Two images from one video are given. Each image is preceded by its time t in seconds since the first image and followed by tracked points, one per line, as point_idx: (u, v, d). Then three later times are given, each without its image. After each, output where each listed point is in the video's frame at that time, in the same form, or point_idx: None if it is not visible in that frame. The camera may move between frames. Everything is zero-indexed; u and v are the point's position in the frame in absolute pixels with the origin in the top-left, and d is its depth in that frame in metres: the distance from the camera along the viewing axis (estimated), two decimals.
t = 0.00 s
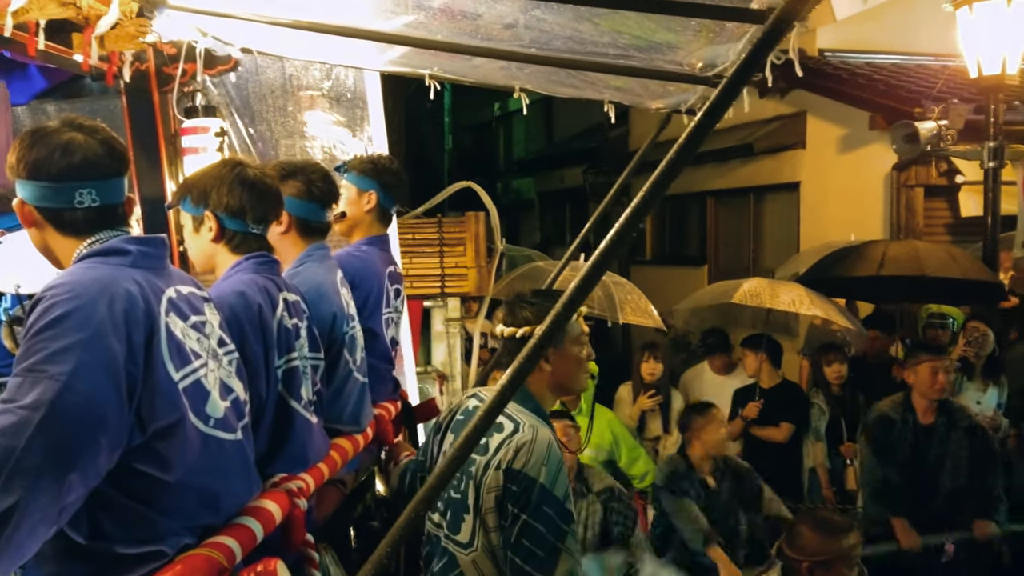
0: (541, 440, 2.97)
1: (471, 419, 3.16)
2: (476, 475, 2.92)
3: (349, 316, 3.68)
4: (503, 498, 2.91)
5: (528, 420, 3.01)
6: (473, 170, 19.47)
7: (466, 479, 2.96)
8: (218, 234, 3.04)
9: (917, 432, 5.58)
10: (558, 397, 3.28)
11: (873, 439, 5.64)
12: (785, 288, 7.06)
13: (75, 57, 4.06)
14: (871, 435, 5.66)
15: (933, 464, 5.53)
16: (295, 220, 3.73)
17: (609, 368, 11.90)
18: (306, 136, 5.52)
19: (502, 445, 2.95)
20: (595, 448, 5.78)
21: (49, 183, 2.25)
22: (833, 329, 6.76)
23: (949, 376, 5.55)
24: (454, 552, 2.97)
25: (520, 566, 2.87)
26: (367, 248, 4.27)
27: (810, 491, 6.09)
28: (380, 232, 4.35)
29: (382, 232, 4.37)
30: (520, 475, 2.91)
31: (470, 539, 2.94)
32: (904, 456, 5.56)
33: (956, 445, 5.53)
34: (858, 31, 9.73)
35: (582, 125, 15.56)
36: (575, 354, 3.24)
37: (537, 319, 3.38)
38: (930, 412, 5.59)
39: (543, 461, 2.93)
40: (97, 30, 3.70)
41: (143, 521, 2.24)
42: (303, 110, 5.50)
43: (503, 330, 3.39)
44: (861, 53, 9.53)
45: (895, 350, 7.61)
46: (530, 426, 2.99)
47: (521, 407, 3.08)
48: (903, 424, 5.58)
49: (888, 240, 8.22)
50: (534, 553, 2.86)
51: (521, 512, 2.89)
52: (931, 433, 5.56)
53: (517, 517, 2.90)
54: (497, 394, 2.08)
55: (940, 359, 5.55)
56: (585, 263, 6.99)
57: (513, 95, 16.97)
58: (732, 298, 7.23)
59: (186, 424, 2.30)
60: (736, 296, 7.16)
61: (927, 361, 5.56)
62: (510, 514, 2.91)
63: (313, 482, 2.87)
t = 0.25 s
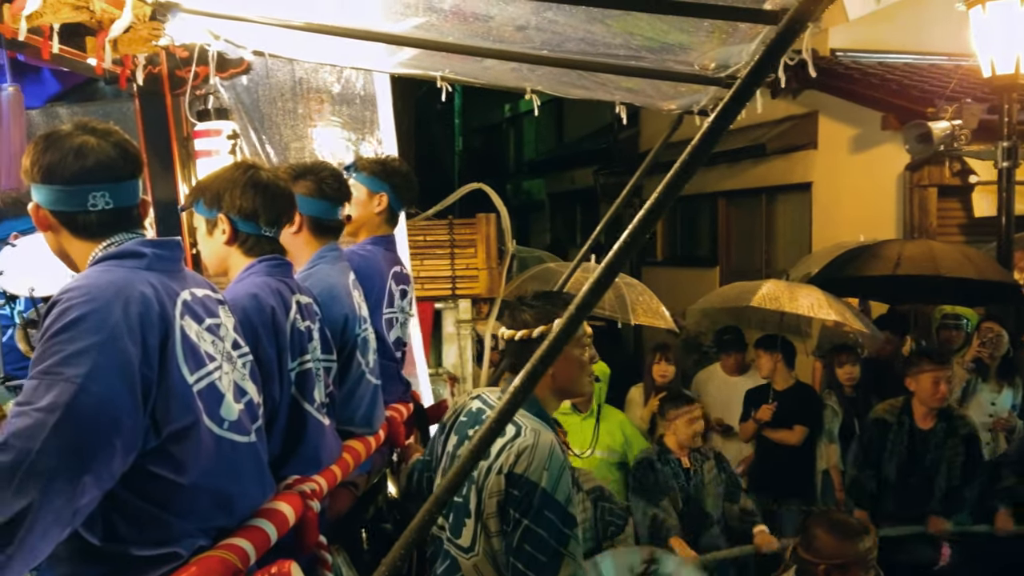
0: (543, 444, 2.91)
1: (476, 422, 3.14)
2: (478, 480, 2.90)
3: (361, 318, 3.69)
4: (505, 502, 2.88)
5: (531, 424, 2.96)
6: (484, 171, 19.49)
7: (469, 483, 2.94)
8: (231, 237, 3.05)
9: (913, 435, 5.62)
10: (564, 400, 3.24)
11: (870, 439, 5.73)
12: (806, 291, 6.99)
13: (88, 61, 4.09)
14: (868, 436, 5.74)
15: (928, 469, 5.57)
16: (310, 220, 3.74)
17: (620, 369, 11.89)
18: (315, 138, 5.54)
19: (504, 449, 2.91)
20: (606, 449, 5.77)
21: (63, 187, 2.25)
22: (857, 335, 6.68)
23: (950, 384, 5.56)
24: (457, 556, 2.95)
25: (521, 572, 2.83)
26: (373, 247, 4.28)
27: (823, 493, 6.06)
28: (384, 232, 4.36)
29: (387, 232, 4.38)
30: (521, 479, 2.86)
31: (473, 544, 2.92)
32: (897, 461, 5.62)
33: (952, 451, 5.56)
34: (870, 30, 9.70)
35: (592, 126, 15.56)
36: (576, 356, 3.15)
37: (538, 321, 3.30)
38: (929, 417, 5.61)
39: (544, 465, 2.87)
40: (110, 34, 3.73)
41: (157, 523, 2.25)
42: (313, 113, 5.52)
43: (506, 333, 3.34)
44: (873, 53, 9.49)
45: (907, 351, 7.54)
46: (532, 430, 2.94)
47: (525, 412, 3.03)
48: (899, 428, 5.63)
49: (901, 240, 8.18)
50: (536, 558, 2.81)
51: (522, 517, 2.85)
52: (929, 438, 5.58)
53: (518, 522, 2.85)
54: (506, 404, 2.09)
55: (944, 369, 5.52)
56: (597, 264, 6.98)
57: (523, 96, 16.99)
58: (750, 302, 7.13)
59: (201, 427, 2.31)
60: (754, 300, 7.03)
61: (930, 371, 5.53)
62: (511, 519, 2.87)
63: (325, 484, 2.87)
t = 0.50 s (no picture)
0: (548, 445, 2.91)
1: (483, 422, 3.13)
2: (483, 481, 2.89)
3: (372, 318, 3.70)
4: (508, 504, 2.88)
5: (536, 426, 2.96)
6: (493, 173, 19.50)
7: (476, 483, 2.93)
8: (244, 237, 3.06)
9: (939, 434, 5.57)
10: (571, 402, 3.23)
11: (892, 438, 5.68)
12: (819, 294, 7.07)
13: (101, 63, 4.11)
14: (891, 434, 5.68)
15: (953, 468, 5.49)
16: (324, 221, 3.75)
17: (629, 370, 11.87)
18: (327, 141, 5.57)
19: (509, 451, 2.90)
20: (617, 450, 5.76)
21: (77, 187, 2.27)
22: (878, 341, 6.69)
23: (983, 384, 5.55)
24: (461, 555, 2.96)
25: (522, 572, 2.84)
26: (373, 246, 4.29)
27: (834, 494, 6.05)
28: (388, 230, 4.37)
29: (389, 230, 4.39)
30: (524, 481, 2.86)
31: (477, 544, 2.93)
32: (923, 461, 5.54)
33: (978, 451, 5.51)
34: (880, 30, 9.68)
35: (601, 127, 15.54)
36: (582, 357, 3.12)
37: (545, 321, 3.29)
38: (956, 418, 5.56)
39: (548, 467, 2.87)
40: (123, 36, 3.74)
41: (169, 521, 2.26)
42: (325, 115, 5.55)
43: (512, 333, 3.32)
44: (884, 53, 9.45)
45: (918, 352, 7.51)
46: (537, 432, 2.93)
47: (532, 413, 3.03)
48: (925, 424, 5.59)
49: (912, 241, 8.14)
50: (538, 560, 2.82)
51: (524, 519, 2.85)
52: (954, 438, 5.53)
53: (520, 524, 2.85)
54: (516, 404, 2.10)
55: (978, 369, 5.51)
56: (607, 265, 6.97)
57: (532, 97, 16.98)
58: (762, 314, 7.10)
59: (213, 427, 2.31)
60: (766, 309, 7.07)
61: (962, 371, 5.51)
62: (514, 521, 2.87)
63: (336, 484, 2.88)
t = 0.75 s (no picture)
0: (558, 444, 2.91)
1: (494, 421, 3.14)
2: (493, 479, 2.90)
3: (383, 317, 3.72)
4: (518, 501, 2.88)
5: (546, 424, 2.96)
6: (501, 172, 19.51)
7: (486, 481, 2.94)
8: (256, 236, 3.08)
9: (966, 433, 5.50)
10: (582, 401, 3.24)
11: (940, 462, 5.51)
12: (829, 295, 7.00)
13: (115, 63, 4.13)
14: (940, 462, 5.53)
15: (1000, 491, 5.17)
16: (336, 219, 3.77)
17: (638, 369, 11.86)
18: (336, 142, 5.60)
19: (519, 449, 2.91)
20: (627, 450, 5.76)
21: (112, 181, 2.30)
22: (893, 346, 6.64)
23: None
24: (470, 553, 2.96)
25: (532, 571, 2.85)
26: (375, 244, 4.28)
27: (845, 493, 6.03)
28: (388, 227, 4.36)
29: (391, 226, 4.37)
30: (534, 479, 2.86)
31: (487, 541, 2.93)
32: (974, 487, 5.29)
33: None
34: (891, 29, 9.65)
35: (610, 126, 15.54)
36: (593, 356, 3.13)
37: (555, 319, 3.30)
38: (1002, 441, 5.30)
39: (558, 465, 2.88)
40: (137, 36, 3.76)
41: (185, 518, 2.28)
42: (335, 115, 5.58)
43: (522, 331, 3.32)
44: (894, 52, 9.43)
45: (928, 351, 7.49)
46: (547, 430, 2.94)
47: (542, 412, 3.03)
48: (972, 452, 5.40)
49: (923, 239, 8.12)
50: (547, 558, 2.83)
51: (534, 517, 2.85)
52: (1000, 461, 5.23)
53: (530, 522, 2.86)
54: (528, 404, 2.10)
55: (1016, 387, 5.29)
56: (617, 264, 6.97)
57: (541, 97, 16.99)
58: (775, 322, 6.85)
59: (228, 425, 2.33)
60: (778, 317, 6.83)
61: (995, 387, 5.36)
62: (523, 518, 2.87)
63: (349, 481, 2.90)
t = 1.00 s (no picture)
0: (568, 445, 2.92)
1: (505, 422, 3.14)
2: (504, 480, 2.90)
3: (393, 317, 3.73)
4: (529, 503, 2.89)
5: (557, 426, 2.97)
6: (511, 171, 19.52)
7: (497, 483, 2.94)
8: (266, 236, 3.09)
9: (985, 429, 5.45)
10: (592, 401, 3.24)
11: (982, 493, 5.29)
12: (840, 294, 6.82)
13: (128, 64, 4.16)
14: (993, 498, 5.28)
15: None
16: (345, 219, 3.80)
17: (649, 369, 11.84)
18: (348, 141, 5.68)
19: (530, 451, 2.91)
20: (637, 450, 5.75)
21: (139, 177, 2.34)
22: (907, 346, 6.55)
23: None
24: (483, 553, 2.97)
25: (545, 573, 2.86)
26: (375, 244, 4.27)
27: (856, 493, 6.01)
28: (387, 227, 4.34)
29: (389, 225, 4.34)
30: (545, 482, 2.87)
31: (499, 542, 2.94)
32: None
33: None
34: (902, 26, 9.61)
35: (620, 125, 15.54)
36: (604, 356, 3.13)
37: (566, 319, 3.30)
38: None
39: (569, 467, 2.88)
40: (149, 37, 3.77)
41: (202, 518, 2.29)
42: (348, 116, 5.66)
43: (533, 331, 3.32)
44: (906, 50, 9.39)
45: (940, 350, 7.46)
46: (558, 431, 2.94)
47: (554, 413, 3.04)
48: None
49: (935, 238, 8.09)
50: (559, 560, 2.84)
51: (546, 519, 2.86)
52: None
53: (542, 524, 2.87)
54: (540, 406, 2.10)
55: None
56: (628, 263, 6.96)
57: (551, 96, 17.00)
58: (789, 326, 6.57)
59: (245, 425, 2.35)
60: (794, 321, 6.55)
61: None
62: (535, 520, 2.88)
63: (361, 479, 2.91)
